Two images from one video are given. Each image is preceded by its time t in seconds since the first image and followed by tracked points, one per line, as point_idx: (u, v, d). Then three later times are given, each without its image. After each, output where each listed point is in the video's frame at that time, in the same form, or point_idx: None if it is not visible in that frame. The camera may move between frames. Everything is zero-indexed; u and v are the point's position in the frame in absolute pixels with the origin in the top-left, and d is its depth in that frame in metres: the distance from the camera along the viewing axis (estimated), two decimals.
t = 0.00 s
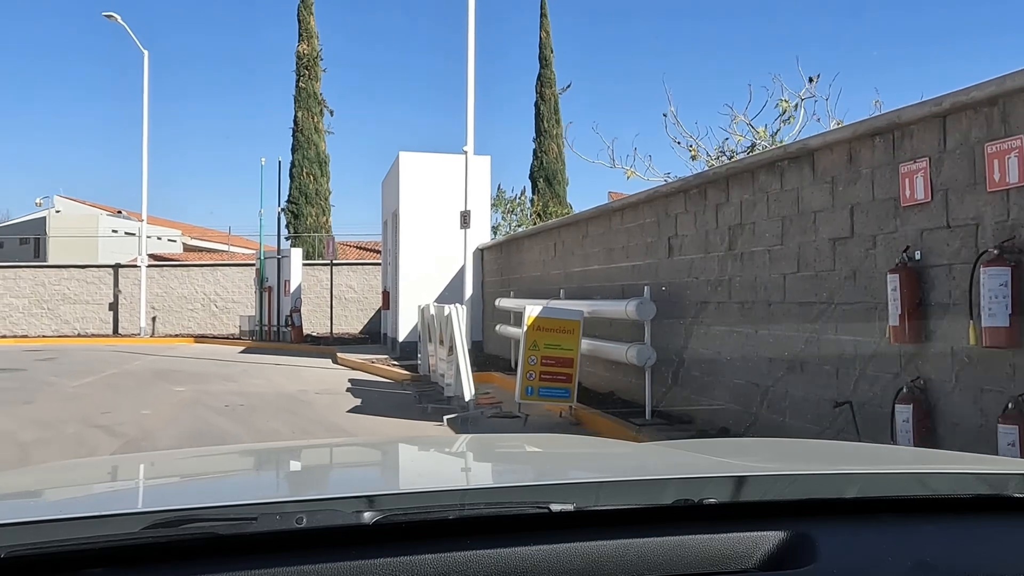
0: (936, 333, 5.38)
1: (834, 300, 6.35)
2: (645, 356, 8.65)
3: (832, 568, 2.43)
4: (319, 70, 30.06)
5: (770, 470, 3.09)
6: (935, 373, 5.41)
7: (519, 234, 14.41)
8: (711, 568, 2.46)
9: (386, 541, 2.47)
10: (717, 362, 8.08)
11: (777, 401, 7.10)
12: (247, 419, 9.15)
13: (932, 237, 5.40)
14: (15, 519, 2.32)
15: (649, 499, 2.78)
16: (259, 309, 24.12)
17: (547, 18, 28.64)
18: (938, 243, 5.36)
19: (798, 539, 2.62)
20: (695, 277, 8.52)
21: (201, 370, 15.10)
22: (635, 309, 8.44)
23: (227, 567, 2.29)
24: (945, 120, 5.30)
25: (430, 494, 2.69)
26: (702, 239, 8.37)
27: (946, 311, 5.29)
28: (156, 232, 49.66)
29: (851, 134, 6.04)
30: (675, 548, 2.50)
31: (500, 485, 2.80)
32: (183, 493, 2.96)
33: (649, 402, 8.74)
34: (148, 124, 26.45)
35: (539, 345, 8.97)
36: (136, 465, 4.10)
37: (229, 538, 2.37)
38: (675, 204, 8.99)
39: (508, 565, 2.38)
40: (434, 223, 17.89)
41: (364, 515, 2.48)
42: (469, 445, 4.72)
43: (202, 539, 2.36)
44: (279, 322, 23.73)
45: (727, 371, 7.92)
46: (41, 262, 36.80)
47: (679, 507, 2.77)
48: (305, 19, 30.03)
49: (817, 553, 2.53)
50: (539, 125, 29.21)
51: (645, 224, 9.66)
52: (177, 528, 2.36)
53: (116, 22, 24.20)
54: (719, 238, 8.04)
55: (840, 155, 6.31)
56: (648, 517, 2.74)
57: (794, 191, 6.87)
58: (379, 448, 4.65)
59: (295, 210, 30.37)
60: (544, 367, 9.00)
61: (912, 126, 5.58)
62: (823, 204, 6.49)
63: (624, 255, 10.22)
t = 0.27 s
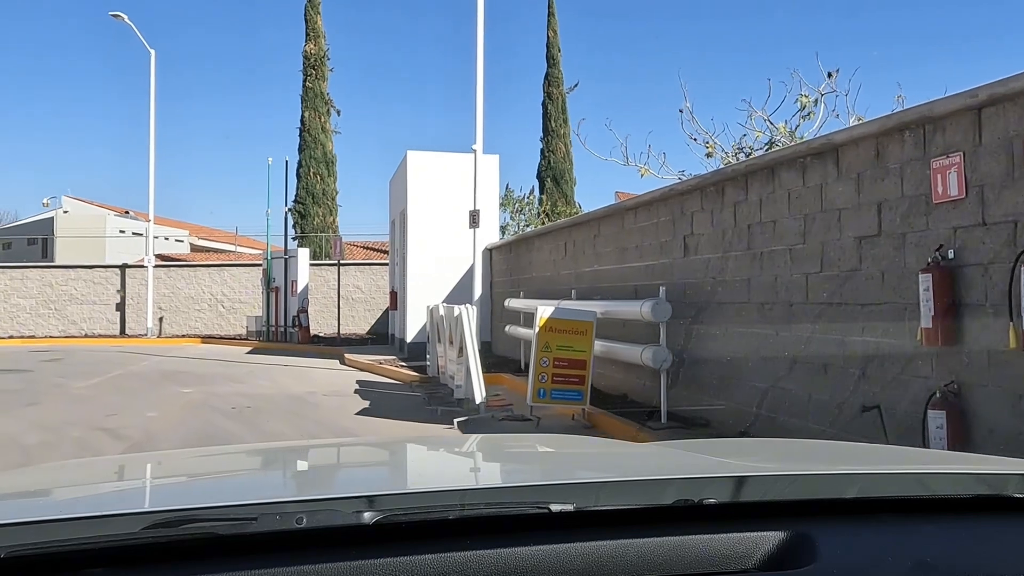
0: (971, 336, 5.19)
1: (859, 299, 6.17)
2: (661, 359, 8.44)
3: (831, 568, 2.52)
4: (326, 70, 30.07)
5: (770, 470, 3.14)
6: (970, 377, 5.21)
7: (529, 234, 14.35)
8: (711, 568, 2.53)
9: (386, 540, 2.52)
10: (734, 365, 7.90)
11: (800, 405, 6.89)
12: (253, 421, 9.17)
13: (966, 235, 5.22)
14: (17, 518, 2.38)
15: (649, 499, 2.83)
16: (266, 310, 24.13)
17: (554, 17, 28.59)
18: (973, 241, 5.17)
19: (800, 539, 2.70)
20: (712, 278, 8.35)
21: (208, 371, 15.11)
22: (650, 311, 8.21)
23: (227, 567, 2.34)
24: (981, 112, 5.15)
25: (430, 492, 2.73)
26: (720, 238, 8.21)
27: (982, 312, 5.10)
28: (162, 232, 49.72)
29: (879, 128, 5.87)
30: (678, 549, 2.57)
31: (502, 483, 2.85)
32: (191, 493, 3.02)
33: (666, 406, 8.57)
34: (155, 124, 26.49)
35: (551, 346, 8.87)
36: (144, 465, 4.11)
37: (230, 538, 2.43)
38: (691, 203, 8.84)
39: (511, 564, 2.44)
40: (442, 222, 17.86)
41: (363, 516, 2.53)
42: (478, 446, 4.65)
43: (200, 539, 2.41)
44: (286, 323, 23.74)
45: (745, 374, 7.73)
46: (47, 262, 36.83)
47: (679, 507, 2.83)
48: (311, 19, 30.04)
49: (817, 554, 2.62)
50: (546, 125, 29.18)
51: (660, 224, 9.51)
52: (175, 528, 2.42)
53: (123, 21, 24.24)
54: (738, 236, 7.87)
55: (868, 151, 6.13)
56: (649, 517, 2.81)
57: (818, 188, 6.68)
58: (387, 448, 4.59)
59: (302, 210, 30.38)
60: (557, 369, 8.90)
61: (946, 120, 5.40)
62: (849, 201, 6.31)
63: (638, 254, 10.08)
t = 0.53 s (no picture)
0: (1010, 338, 4.90)
1: (888, 300, 5.90)
2: (679, 360, 8.16)
3: (832, 569, 2.50)
4: (333, 68, 30.04)
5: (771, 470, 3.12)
6: (1009, 382, 4.93)
7: (539, 232, 14.24)
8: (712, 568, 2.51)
9: (385, 540, 2.50)
10: (754, 367, 7.65)
11: (825, 411, 6.61)
12: (259, 422, 9.13)
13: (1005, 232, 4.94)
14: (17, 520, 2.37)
15: (649, 499, 2.81)
16: (273, 309, 24.09)
17: (562, 15, 28.48)
18: (1012, 239, 4.88)
19: (799, 540, 2.67)
20: (730, 277, 8.09)
21: (214, 371, 15.06)
22: (666, 310, 8.02)
23: (229, 567, 2.33)
24: (1021, 103, 4.87)
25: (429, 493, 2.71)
26: (738, 235, 7.94)
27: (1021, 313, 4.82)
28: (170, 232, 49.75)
29: (909, 121, 5.61)
30: (678, 549, 2.54)
31: (503, 483, 2.84)
32: (197, 493, 3.02)
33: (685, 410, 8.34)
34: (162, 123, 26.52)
35: (564, 347, 8.74)
36: (147, 466, 4.07)
37: (230, 537, 2.41)
38: (708, 200, 8.58)
39: (510, 564, 2.42)
40: (451, 221, 17.77)
41: (364, 516, 2.52)
42: (489, 446, 4.58)
43: (201, 539, 2.40)
44: (293, 322, 23.70)
45: (766, 377, 7.47)
46: (55, 261, 36.88)
47: (679, 507, 2.81)
48: (318, 17, 30.02)
49: (816, 554, 2.60)
50: (554, 123, 29.09)
51: (675, 221, 9.26)
52: (175, 529, 2.41)
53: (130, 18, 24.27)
54: (757, 234, 7.60)
55: (896, 144, 5.86)
56: (648, 517, 2.78)
57: (842, 184, 6.42)
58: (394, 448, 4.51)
59: (309, 209, 30.36)
60: (569, 371, 8.78)
61: (981, 111, 5.14)
62: (877, 197, 6.04)
63: (651, 253, 9.86)
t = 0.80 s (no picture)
0: None
1: (923, 299, 5.67)
2: (697, 360, 8.01)
3: (832, 568, 2.54)
4: (340, 66, 30.01)
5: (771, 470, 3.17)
6: None
7: (550, 230, 14.13)
8: (712, 568, 2.56)
9: (384, 540, 2.56)
10: (777, 369, 7.41)
11: (856, 416, 6.35)
12: (266, 423, 9.10)
13: None
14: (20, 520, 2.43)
15: (649, 499, 2.87)
16: (281, 308, 24.07)
17: (569, 12, 28.37)
18: None
19: (800, 540, 2.73)
20: (750, 275, 7.84)
21: (221, 371, 15.02)
22: (685, 309, 7.87)
23: (231, 567, 2.39)
24: None
25: (429, 493, 2.77)
26: (759, 232, 7.70)
27: None
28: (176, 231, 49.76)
29: (945, 111, 5.38)
30: (677, 549, 2.59)
31: (504, 483, 2.89)
32: (200, 494, 3.04)
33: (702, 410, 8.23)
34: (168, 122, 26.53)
35: (578, 348, 8.53)
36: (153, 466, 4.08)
37: (230, 538, 2.47)
38: (726, 195, 8.34)
39: (511, 565, 2.47)
40: (460, 218, 17.69)
41: (363, 516, 2.58)
42: (501, 446, 4.53)
43: (201, 539, 2.46)
44: (300, 322, 23.68)
45: (789, 378, 7.25)
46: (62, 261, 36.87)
47: (679, 507, 2.86)
48: (325, 15, 29.98)
49: (818, 553, 2.65)
50: (562, 120, 28.98)
51: (692, 218, 9.02)
52: (175, 529, 2.46)
53: (135, 16, 24.25)
54: (780, 230, 7.36)
55: (929, 136, 5.63)
56: (649, 517, 2.83)
57: (871, 178, 6.19)
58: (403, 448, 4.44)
59: (317, 207, 30.33)
60: (583, 372, 8.57)
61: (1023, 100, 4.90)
62: (909, 192, 5.80)
63: (667, 251, 9.62)
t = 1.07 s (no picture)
0: None
1: (951, 297, 5.48)
2: (712, 362, 7.85)
3: (831, 568, 2.67)
4: (345, 65, 29.97)
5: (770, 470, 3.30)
6: None
7: (558, 229, 14.06)
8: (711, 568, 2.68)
9: (383, 540, 2.66)
10: (796, 370, 7.22)
11: (886, 421, 6.10)
12: (272, 425, 9.09)
13: None
14: (22, 520, 2.53)
15: (649, 499, 2.98)
16: (286, 308, 24.06)
17: (575, 10, 28.29)
18: None
19: (800, 540, 2.85)
20: (768, 274, 7.65)
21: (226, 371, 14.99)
22: (699, 309, 7.72)
23: (233, 566, 2.49)
24: None
25: (431, 492, 2.87)
26: (778, 229, 7.51)
27: None
28: (182, 229, 49.73)
29: (976, 103, 5.19)
30: (676, 548, 2.71)
31: (501, 483, 3.00)
32: (206, 493, 3.07)
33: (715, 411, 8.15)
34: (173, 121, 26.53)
35: (589, 348, 8.44)
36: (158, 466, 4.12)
37: (230, 537, 2.57)
38: (743, 191, 8.14)
39: (515, 564, 2.58)
40: (466, 217, 17.63)
41: (363, 516, 2.68)
42: (510, 446, 4.47)
43: (201, 538, 2.56)
44: (306, 321, 23.67)
45: (810, 380, 7.05)
46: (67, 258, 36.78)
47: (679, 507, 2.98)
48: (330, 13, 29.94)
49: (817, 553, 2.77)
50: (568, 119, 28.90)
51: (707, 215, 8.84)
52: (174, 529, 2.56)
53: (140, 13, 24.25)
54: (799, 227, 7.17)
55: (959, 130, 5.44)
56: (648, 516, 2.94)
57: (896, 172, 6.00)
58: (408, 448, 4.37)
59: (322, 206, 30.30)
60: (594, 373, 8.47)
61: None
62: (936, 187, 5.61)
63: (681, 251, 9.46)
